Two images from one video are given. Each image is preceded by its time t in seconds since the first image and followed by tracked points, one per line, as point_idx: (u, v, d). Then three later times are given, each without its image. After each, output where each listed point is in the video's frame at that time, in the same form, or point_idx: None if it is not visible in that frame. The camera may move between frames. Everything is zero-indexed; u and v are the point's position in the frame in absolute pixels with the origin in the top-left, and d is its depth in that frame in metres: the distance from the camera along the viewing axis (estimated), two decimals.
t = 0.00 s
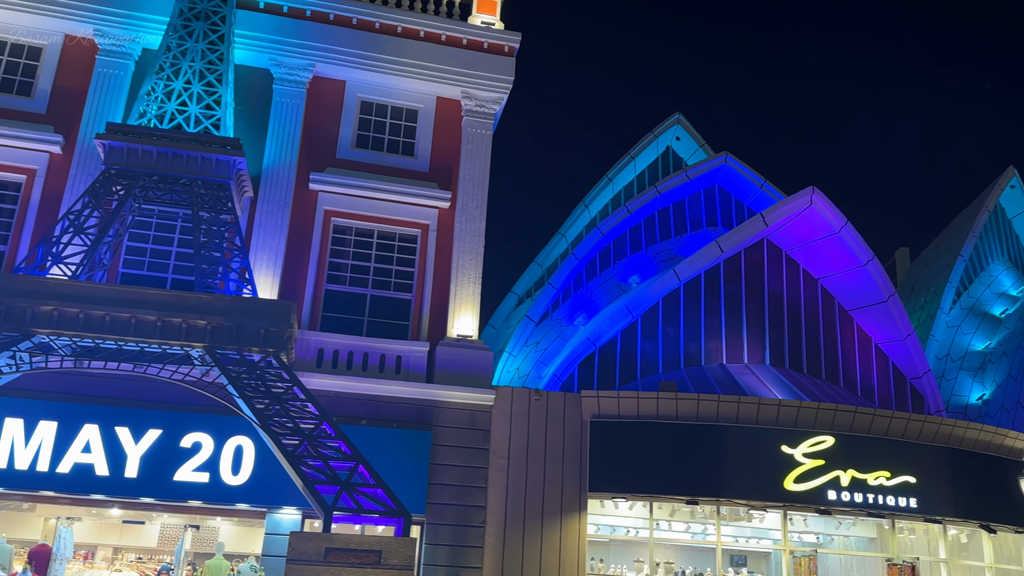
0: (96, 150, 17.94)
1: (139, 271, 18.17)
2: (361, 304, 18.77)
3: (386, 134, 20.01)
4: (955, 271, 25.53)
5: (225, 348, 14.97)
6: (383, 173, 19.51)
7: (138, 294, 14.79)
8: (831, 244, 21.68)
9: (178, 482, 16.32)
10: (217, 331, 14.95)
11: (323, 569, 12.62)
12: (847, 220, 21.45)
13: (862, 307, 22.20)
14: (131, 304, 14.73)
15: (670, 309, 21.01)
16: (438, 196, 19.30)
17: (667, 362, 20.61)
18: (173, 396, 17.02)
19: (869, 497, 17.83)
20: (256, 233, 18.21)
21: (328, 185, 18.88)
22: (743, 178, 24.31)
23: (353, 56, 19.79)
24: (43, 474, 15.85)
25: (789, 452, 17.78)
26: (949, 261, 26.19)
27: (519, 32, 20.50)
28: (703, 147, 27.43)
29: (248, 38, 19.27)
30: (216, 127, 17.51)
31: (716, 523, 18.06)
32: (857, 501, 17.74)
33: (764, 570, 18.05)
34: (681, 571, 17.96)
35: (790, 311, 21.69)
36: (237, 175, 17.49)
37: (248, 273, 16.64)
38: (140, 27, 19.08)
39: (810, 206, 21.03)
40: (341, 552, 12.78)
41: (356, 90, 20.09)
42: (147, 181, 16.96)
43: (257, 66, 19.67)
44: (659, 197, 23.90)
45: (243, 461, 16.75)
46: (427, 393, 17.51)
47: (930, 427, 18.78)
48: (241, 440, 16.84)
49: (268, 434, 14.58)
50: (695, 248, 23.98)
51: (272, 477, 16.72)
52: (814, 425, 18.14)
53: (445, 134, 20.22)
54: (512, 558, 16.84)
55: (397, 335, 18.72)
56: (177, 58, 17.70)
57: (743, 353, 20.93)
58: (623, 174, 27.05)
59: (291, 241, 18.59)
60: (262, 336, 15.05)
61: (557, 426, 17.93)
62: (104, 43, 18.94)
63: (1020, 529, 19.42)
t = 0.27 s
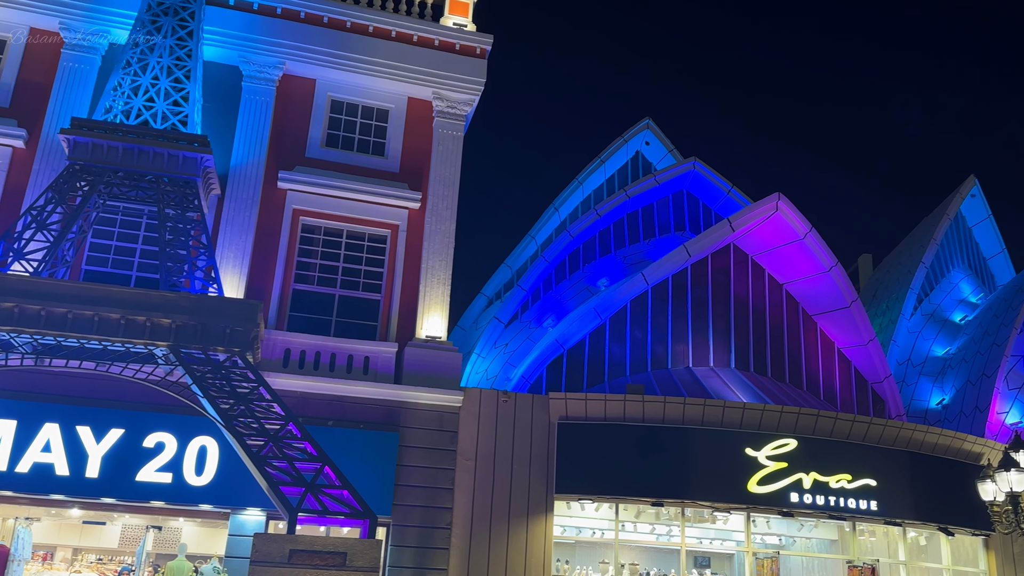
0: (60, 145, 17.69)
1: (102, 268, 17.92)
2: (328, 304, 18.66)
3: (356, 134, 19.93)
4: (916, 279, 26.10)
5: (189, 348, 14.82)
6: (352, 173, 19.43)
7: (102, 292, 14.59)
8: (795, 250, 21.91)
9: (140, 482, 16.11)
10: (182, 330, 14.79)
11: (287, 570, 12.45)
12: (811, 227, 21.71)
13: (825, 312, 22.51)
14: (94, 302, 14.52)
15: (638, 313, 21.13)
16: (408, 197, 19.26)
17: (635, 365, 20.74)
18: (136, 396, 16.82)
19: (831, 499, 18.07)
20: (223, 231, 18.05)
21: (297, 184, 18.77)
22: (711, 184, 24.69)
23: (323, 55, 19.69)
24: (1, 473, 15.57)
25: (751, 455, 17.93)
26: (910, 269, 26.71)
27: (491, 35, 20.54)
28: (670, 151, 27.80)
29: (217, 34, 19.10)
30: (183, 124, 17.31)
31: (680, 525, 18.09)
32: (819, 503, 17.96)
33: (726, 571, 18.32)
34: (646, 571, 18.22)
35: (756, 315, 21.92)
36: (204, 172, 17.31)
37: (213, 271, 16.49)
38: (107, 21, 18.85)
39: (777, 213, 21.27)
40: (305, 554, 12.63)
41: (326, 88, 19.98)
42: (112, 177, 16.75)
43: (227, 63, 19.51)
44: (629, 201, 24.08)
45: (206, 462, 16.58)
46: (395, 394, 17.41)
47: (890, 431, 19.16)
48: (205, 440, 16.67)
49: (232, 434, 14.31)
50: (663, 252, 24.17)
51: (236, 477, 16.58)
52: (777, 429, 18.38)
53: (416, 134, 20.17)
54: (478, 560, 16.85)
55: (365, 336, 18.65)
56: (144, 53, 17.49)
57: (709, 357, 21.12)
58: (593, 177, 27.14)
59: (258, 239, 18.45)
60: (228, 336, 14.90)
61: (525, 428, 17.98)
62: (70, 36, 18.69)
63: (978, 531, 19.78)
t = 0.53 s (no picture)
0: (26, 139, 17.43)
1: (68, 264, 17.70)
2: (298, 303, 18.56)
3: (328, 133, 19.83)
4: (881, 285, 26.47)
5: (155, 346, 14.66)
6: (323, 172, 19.34)
7: (67, 289, 14.39)
8: (761, 255, 22.08)
9: (104, 482, 15.91)
10: (148, 328, 14.64)
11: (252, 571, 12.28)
12: (779, 233, 21.83)
13: (792, 316, 22.67)
14: (59, 299, 14.32)
15: (608, 315, 21.24)
16: (379, 197, 19.21)
17: (604, 367, 20.84)
18: (101, 394, 16.61)
19: (795, 501, 18.27)
20: (191, 229, 17.87)
21: (267, 182, 18.65)
22: (681, 189, 24.85)
23: (296, 52, 19.58)
24: None
25: (718, 457, 18.09)
26: (875, 274, 27.08)
27: (465, 36, 20.54)
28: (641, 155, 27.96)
29: (188, 30, 18.93)
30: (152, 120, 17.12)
31: (647, 526, 18.26)
32: (783, 505, 18.16)
33: (692, 572, 18.40)
34: (613, 572, 18.13)
35: (723, 319, 22.17)
36: (173, 169, 17.14)
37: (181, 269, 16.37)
38: (75, 14, 18.61)
39: (746, 218, 21.49)
40: (272, 555, 12.47)
41: (298, 87, 19.87)
42: (79, 173, 16.52)
43: (197, 59, 19.33)
44: (600, 204, 24.17)
45: (172, 461, 16.41)
46: (364, 394, 17.32)
47: (855, 434, 19.38)
48: (170, 440, 16.49)
49: (199, 434, 14.05)
50: (633, 255, 24.31)
51: (202, 478, 16.42)
52: (744, 431, 18.54)
53: (388, 134, 20.11)
54: (446, 561, 16.80)
55: (335, 336, 18.55)
56: (113, 48, 17.28)
57: (677, 359, 21.31)
58: (566, 179, 27.17)
59: (226, 238, 18.29)
60: (194, 335, 14.82)
61: (494, 429, 18.00)
62: (37, 29, 18.43)
63: (938, 534, 20.13)
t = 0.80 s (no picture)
0: None
1: (34, 259, 17.47)
2: (268, 301, 18.44)
3: (301, 130, 19.73)
4: (848, 289, 26.82)
5: (122, 343, 14.50)
6: (296, 169, 19.23)
7: (34, 284, 14.19)
8: (731, 258, 22.27)
9: (68, 480, 15.70)
10: (115, 325, 14.48)
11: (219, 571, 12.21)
12: (749, 236, 22.04)
13: (762, 318, 22.79)
14: (24, 294, 14.11)
15: (580, 316, 21.31)
16: (352, 195, 19.14)
17: (576, 367, 20.90)
18: (66, 391, 16.41)
19: (762, 501, 18.47)
20: (159, 225, 17.69)
21: (238, 179, 18.51)
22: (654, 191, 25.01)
23: (269, 49, 19.46)
24: None
25: (687, 458, 18.22)
26: (842, 278, 27.41)
27: (440, 35, 20.52)
28: (615, 158, 28.08)
29: (159, 24, 18.74)
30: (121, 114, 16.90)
31: (617, 526, 18.37)
32: (750, 505, 18.34)
33: (661, 571, 18.53)
34: (582, 572, 18.21)
35: (694, 321, 22.32)
36: (142, 164, 16.97)
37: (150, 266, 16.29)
38: (45, 7, 18.36)
39: (716, 221, 21.58)
40: (239, 555, 12.36)
41: (271, 83, 19.74)
42: (47, 167, 16.29)
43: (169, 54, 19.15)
44: (573, 205, 24.25)
45: (138, 460, 16.21)
46: (334, 393, 17.24)
47: (821, 435, 19.56)
48: (137, 438, 16.30)
49: (166, 433, 13.99)
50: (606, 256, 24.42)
51: (169, 476, 16.25)
52: (713, 431, 18.69)
53: (362, 132, 20.03)
54: (415, 561, 16.76)
55: (306, 334, 18.41)
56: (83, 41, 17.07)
57: (648, 360, 21.46)
58: (539, 180, 27.30)
59: (196, 234, 18.14)
60: (163, 332, 14.62)
61: (466, 428, 18.00)
62: (6, 21, 18.15)
63: (902, 535, 20.40)
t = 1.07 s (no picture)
0: None
1: None
2: (236, 297, 18.30)
3: (271, 125, 19.59)
4: (814, 291, 27.15)
5: (87, 338, 14.32)
6: (265, 164, 19.10)
7: None
8: (700, 259, 22.46)
9: (29, 477, 15.44)
10: (79, 319, 14.28)
11: (184, 567, 12.01)
12: (717, 238, 22.21)
13: (729, 318, 23.02)
14: None
15: (550, 315, 21.37)
16: (322, 191, 19.04)
17: (545, 366, 20.96)
18: (28, 386, 16.18)
19: (728, 500, 18.64)
20: (126, 219, 17.48)
21: (207, 173, 18.33)
22: (625, 191, 25.04)
23: (239, 42, 19.30)
24: None
25: (654, 456, 18.35)
26: (809, 280, 27.76)
27: (413, 32, 20.47)
28: (587, 158, 28.18)
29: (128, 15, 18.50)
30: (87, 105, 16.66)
31: (584, 524, 18.40)
32: (716, 504, 18.50)
33: (627, 569, 18.61)
34: (548, 570, 18.31)
35: (662, 322, 22.47)
36: (109, 157, 16.75)
37: (115, 260, 16.20)
38: None
39: (685, 222, 21.72)
40: (203, 552, 12.12)
41: (241, 77, 19.58)
42: (11, 159, 16.03)
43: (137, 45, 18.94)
44: (544, 205, 24.32)
45: (102, 456, 16.00)
46: (302, 390, 17.10)
47: (785, 435, 19.79)
48: (101, 434, 16.08)
49: (130, 428, 13.77)
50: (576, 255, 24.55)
51: (133, 473, 16.06)
52: (679, 430, 18.84)
53: (333, 128, 19.94)
54: (382, 559, 16.70)
55: (274, 330, 18.30)
56: (49, 31, 16.84)
57: (616, 360, 21.59)
58: (511, 179, 27.42)
59: (164, 228, 17.95)
60: (127, 327, 14.52)
61: (434, 426, 17.99)
62: None
63: (863, 533, 20.75)
